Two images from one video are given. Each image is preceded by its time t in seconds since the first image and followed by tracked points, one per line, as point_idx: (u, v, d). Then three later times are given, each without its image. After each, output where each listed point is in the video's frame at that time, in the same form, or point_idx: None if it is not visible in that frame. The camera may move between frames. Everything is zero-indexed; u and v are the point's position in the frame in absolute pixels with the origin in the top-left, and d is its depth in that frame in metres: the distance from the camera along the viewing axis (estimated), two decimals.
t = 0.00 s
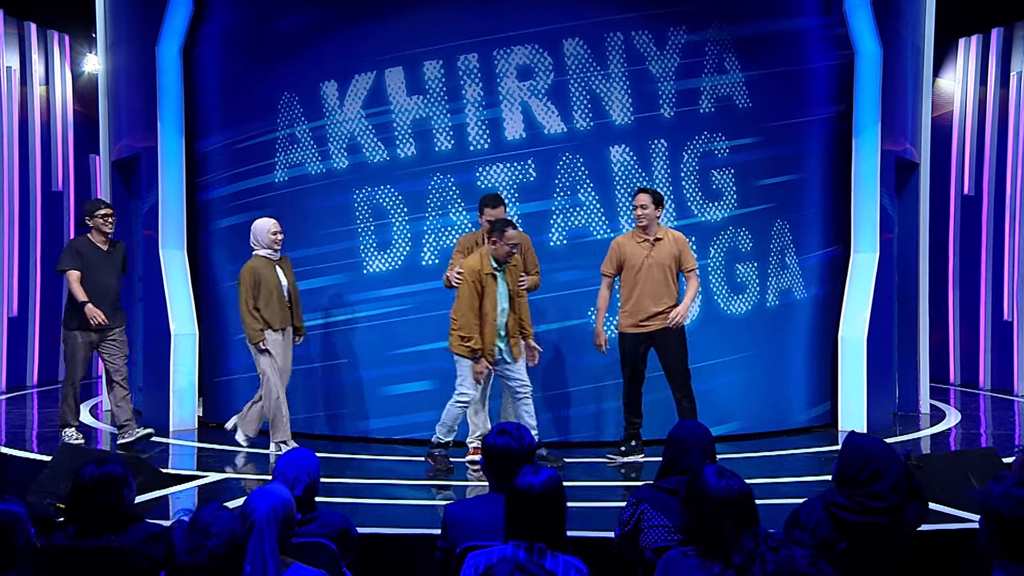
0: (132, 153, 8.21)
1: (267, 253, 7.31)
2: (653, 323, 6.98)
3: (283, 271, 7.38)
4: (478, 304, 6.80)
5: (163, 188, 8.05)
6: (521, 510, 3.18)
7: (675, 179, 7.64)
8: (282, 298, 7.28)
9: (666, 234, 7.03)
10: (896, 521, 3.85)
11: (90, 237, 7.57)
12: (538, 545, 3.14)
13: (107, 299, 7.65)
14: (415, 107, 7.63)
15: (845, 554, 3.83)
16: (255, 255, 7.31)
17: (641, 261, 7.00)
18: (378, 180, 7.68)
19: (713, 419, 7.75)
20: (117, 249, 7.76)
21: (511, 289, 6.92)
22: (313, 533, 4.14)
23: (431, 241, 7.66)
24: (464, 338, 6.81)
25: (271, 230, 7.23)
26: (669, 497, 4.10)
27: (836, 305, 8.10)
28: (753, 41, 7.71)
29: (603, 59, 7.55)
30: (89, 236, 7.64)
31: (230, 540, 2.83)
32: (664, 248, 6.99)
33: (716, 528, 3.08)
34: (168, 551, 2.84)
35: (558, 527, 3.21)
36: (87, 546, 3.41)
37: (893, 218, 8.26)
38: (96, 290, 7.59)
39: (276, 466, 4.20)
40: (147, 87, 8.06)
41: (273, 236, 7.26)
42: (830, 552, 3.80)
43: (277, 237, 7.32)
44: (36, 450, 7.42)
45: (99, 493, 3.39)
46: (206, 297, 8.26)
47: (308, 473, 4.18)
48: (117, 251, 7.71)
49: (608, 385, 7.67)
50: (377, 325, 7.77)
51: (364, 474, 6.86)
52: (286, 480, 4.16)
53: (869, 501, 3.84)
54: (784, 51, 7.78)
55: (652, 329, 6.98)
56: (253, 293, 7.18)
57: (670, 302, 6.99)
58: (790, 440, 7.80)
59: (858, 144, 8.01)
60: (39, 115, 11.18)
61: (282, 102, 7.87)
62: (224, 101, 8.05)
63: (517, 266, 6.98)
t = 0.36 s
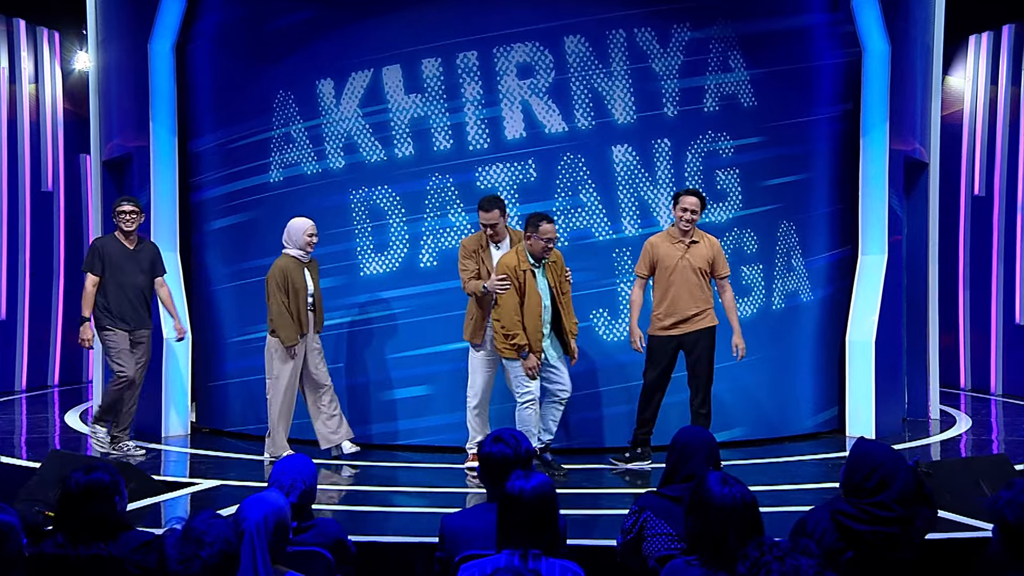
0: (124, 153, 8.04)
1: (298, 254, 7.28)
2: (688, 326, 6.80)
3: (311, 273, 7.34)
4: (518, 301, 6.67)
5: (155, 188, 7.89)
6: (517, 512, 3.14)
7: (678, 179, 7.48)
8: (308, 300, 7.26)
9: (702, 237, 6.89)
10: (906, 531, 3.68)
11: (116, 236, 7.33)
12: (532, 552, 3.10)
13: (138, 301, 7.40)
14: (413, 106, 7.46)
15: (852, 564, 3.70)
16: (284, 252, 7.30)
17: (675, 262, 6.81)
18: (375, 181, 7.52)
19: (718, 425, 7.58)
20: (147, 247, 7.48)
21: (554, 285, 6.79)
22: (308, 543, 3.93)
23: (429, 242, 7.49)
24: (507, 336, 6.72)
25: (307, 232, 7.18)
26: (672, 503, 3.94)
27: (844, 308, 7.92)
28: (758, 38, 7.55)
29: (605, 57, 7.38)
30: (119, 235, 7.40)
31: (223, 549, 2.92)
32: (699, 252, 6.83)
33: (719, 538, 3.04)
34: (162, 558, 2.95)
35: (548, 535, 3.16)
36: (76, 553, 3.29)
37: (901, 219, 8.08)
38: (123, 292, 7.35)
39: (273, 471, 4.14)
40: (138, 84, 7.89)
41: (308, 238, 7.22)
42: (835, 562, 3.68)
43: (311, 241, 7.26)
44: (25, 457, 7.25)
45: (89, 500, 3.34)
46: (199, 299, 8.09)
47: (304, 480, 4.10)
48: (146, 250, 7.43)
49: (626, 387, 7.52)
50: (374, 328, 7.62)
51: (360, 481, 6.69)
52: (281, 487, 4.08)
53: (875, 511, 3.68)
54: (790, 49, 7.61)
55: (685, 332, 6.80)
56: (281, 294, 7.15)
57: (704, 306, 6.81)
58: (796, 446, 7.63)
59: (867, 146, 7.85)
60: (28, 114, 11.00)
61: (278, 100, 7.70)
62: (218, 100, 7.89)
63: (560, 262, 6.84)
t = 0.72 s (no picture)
0: (115, 152, 7.94)
1: (332, 255, 7.05)
2: (705, 328, 6.62)
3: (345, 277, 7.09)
4: (540, 299, 6.56)
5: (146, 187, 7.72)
6: (514, 521, 2.99)
7: (682, 178, 7.30)
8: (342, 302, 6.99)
9: (720, 237, 6.69)
10: (913, 539, 3.58)
11: (136, 240, 7.07)
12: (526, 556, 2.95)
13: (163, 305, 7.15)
14: (411, 103, 7.29)
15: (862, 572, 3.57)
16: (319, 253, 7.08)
17: (691, 263, 6.62)
18: (372, 180, 7.35)
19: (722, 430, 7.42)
20: (169, 250, 7.22)
21: (582, 287, 6.68)
22: (304, 550, 3.78)
23: (427, 243, 7.32)
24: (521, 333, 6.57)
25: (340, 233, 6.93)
26: (675, 510, 3.74)
27: (851, 310, 7.74)
28: (763, 34, 7.37)
29: (607, 53, 7.21)
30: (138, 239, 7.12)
31: (216, 557, 2.90)
32: (717, 253, 6.64)
33: (720, 545, 2.93)
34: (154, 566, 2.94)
35: (544, 547, 2.99)
36: (65, 562, 3.19)
37: (911, 218, 7.89)
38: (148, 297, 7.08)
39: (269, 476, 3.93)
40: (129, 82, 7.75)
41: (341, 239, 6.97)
42: (842, 569, 3.56)
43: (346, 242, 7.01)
44: (13, 462, 7.07)
45: (79, 506, 3.22)
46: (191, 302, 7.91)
47: (302, 485, 3.90)
48: (168, 253, 7.19)
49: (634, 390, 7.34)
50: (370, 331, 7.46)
51: (356, 487, 6.51)
52: (277, 493, 3.86)
53: (883, 517, 3.57)
54: (796, 45, 7.43)
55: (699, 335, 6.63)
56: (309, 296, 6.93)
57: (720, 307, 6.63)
58: (803, 452, 7.45)
59: (875, 143, 7.66)
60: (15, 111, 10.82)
61: (272, 97, 7.53)
62: (211, 97, 7.71)
63: (591, 265, 6.75)
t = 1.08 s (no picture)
0: (106, 149, 7.75)
1: (360, 256, 6.80)
2: (708, 328, 6.47)
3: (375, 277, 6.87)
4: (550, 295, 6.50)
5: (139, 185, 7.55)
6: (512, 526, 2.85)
7: (685, 176, 7.16)
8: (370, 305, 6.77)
9: (720, 233, 6.51)
10: (921, 544, 3.41)
11: (160, 234, 6.83)
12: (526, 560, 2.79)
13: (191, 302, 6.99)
14: (409, 100, 7.15)
15: None
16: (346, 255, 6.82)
17: (689, 261, 6.49)
18: (369, 178, 7.21)
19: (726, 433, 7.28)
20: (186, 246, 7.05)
21: (598, 282, 6.58)
22: (299, 555, 3.60)
23: (426, 242, 7.19)
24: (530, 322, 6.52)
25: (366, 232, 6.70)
26: (678, 514, 3.62)
27: (857, 311, 7.60)
28: (768, 29, 7.23)
29: (609, 49, 7.07)
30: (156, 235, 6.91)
31: (210, 562, 2.84)
32: (717, 250, 6.47)
33: (720, 548, 2.73)
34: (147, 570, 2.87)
35: (547, 551, 2.85)
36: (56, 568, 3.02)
37: (918, 217, 7.74)
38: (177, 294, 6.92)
39: (262, 480, 3.84)
40: (121, 78, 7.57)
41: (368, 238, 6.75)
42: None
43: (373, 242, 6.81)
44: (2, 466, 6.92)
45: (70, 510, 3.06)
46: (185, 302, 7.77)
47: (295, 489, 3.79)
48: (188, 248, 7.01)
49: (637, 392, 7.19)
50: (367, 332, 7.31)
51: (352, 491, 6.36)
52: (271, 497, 3.77)
53: (889, 522, 3.41)
54: (802, 41, 7.30)
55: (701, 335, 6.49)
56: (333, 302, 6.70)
57: (723, 305, 6.49)
58: (809, 455, 7.30)
59: (882, 140, 7.52)
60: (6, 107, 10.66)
61: (267, 94, 7.39)
62: (205, 94, 7.57)
63: (607, 260, 6.63)
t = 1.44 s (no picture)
0: (96, 145, 7.62)
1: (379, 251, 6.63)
2: (704, 331, 6.32)
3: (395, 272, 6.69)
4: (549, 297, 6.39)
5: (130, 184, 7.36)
6: (505, 534, 2.74)
7: (687, 173, 7.02)
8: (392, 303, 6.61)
9: (720, 237, 6.27)
10: (927, 548, 3.27)
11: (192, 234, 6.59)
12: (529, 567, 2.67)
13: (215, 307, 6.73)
14: (406, 96, 7.01)
15: None
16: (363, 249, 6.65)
17: (687, 262, 6.38)
18: (365, 175, 7.06)
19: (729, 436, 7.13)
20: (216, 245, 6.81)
21: (600, 282, 6.42)
22: (293, 560, 3.37)
23: (422, 241, 7.04)
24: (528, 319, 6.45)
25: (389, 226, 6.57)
26: (681, 517, 3.46)
27: (862, 311, 7.46)
28: (771, 24, 7.09)
29: (609, 43, 6.93)
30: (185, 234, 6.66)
31: (202, 568, 2.71)
32: (714, 254, 6.28)
33: (724, 553, 2.73)
34: None
35: (547, 557, 2.75)
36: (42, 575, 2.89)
37: (925, 215, 7.60)
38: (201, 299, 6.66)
39: (252, 485, 3.69)
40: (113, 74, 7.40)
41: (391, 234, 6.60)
42: None
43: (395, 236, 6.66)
44: None
45: (59, 515, 2.93)
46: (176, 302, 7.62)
47: (287, 493, 3.66)
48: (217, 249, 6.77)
49: (638, 393, 7.05)
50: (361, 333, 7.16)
51: (347, 495, 6.21)
52: (262, 501, 3.63)
53: (896, 527, 3.25)
54: (806, 36, 7.15)
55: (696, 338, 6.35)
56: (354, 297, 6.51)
57: (721, 310, 6.30)
58: (814, 458, 7.16)
59: (887, 138, 7.36)
60: None
61: (261, 90, 7.24)
62: (197, 90, 7.43)
63: (611, 260, 6.46)
